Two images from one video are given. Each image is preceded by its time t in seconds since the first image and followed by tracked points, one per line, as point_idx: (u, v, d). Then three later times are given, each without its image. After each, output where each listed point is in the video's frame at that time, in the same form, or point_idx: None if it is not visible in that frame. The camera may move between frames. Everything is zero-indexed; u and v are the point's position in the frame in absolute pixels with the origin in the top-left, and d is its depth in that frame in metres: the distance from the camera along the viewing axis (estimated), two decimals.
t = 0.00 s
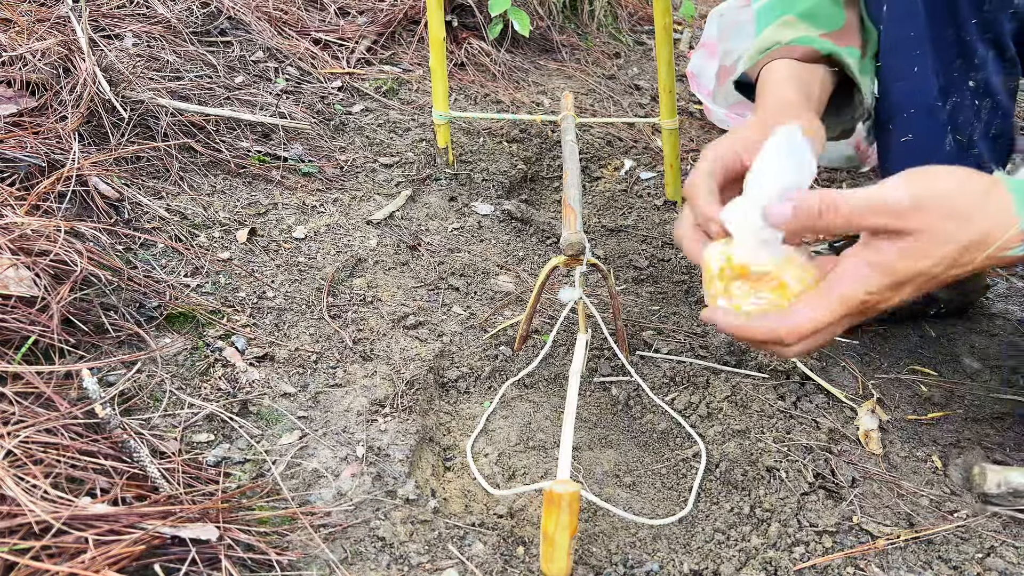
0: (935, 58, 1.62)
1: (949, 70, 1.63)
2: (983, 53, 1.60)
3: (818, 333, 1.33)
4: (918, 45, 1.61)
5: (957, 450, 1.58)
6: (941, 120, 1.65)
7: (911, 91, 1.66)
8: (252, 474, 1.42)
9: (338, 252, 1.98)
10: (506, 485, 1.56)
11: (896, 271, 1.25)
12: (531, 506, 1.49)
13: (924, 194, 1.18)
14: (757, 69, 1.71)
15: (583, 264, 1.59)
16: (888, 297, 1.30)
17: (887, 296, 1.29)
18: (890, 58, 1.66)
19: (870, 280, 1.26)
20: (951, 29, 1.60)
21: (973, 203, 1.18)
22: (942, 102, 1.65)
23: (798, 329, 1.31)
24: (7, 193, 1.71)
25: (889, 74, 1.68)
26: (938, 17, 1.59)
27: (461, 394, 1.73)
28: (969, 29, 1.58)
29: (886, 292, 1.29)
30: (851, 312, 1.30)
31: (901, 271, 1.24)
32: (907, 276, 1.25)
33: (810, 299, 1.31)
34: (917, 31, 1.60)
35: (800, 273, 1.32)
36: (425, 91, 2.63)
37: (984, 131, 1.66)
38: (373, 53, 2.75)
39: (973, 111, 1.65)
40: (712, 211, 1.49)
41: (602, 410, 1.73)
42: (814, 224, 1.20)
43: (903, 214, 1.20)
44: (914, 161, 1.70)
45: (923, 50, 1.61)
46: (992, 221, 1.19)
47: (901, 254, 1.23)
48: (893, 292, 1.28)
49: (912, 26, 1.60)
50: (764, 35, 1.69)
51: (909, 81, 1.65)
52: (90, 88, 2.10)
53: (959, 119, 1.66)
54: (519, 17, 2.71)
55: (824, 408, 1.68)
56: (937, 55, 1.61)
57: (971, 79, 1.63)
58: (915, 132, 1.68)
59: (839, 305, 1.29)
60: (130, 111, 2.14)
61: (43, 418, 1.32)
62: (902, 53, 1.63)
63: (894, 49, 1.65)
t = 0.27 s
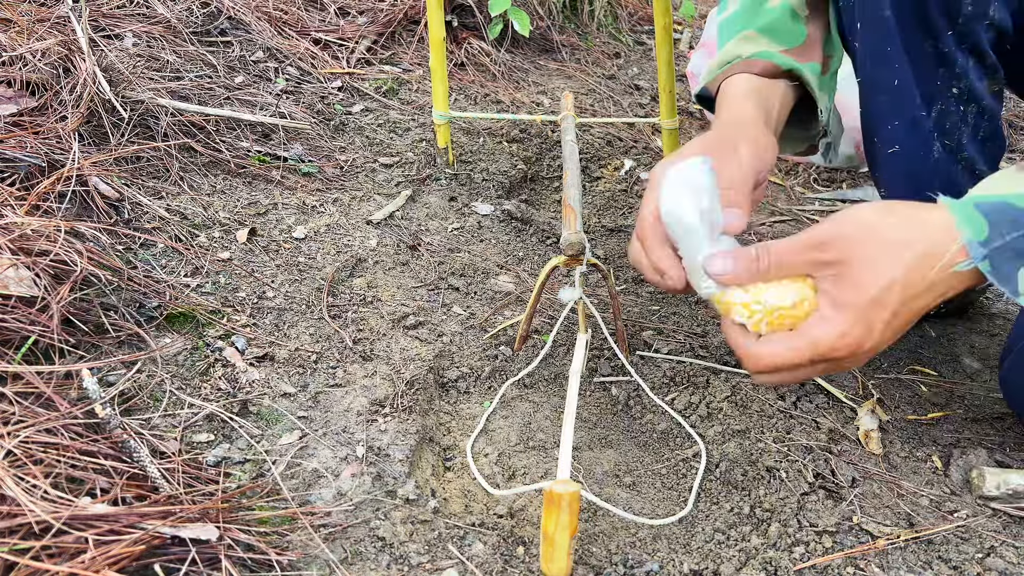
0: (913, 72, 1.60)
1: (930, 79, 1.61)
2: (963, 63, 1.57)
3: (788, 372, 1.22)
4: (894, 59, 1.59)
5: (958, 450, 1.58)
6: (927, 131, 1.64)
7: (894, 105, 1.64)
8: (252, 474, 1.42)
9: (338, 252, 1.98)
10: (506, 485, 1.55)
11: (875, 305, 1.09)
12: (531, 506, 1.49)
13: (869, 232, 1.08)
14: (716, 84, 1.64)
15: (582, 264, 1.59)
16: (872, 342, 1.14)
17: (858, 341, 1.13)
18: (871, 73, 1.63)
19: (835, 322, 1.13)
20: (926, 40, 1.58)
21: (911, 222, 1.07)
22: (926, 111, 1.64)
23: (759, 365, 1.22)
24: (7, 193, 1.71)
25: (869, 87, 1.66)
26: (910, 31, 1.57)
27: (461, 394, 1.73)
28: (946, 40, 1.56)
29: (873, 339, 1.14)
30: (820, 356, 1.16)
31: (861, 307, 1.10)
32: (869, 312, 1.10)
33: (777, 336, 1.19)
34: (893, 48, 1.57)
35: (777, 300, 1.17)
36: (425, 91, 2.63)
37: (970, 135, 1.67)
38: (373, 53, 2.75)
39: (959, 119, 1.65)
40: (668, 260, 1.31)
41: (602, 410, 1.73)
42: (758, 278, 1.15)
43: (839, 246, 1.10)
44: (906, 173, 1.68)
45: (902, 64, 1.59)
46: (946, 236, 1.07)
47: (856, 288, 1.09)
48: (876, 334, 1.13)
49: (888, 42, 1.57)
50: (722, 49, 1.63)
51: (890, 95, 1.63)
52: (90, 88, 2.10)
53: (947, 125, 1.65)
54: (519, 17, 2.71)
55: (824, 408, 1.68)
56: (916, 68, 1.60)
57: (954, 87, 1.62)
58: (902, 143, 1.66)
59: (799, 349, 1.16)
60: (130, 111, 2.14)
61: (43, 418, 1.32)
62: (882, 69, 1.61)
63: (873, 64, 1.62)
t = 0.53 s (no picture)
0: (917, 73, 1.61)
1: (935, 80, 1.62)
2: (968, 64, 1.58)
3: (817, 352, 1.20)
4: (899, 60, 1.60)
5: (958, 450, 1.58)
6: (929, 132, 1.64)
7: (899, 106, 1.65)
8: (252, 474, 1.42)
9: (338, 252, 1.98)
10: (506, 484, 1.55)
11: (899, 286, 1.08)
12: (531, 506, 1.49)
13: (888, 220, 1.07)
14: (720, 86, 1.64)
15: (582, 264, 1.59)
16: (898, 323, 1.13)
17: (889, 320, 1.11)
18: (877, 73, 1.64)
19: (862, 304, 1.10)
20: (932, 42, 1.59)
21: (925, 203, 1.08)
22: (930, 112, 1.64)
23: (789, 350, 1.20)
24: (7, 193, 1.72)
25: (876, 88, 1.67)
26: (917, 32, 1.58)
27: (461, 394, 1.73)
28: (952, 41, 1.56)
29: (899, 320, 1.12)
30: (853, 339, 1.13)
31: (886, 287, 1.08)
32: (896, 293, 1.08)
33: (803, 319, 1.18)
34: (900, 48, 1.59)
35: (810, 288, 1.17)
36: (425, 92, 2.63)
37: (974, 137, 1.66)
38: (373, 53, 2.75)
39: (963, 121, 1.64)
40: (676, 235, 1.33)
41: (602, 410, 1.73)
42: (782, 277, 1.15)
43: (854, 233, 1.09)
44: (906, 173, 1.70)
45: (907, 65, 1.60)
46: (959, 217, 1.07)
47: (881, 269, 1.08)
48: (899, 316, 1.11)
49: (894, 42, 1.58)
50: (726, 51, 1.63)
51: (896, 95, 1.65)
52: (90, 88, 2.10)
53: (949, 127, 1.64)
54: (519, 17, 2.71)
55: (824, 408, 1.68)
56: (920, 70, 1.61)
57: (958, 88, 1.61)
58: (905, 145, 1.68)
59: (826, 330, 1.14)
60: (130, 111, 2.14)
61: (43, 418, 1.32)
62: (887, 70, 1.62)
63: (879, 65, 1.63)
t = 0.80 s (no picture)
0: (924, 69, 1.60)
1: (942, 77, 1.62)
2: (976, 60, 1.58)
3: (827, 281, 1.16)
4: (907, 54, 1.59)
5: (958, 450, 1.58)
6: (935, 128, 1.63)
7: (904, 101, 1.64)
8: (252, 474, 1.42)
9: (338, 252, 1.98)
10: (506, 485, 1.55)
11: (942, 226, 1.09)
12: (531, 506, 1.49)
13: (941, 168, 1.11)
14: (727, 71, 1.65)
15: (582, 264, 1.59)
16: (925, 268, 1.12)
17: (915, 254, 1.11)
18: (883, 68, 1.63)
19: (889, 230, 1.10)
20: (939, 37, 1.59)
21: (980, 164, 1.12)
22: (936, 109, 1.63)
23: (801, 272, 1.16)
24: (7, 193, 1.72)
25: (881, 83, 1.66)
26: (926, 27, 1.58)
27: (461, 394, 1.73)
28: (960, 37, 1.57)
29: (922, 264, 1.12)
30: (876, 265, 1.12)
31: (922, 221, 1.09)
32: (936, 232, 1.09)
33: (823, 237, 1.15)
34: (908, 42, 1.58)
35: (846, 214, 1.14)
36: (425, 91, 2.62)
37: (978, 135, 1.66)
38: (373, 53, 2.75)
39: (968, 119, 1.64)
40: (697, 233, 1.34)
41: (602, 410, 1.73)
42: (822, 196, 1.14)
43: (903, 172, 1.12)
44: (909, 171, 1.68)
45: (914, 60, 1.59)
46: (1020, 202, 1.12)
47: (919, 201, 1.09)
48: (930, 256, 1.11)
49: (903, 36, 1.57)
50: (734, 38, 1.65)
51: (901, 90, 1.63)
52: (90, 88, 2.10)
53: (954, 125, 1.65)
54: (519, 17, 2.71)
55: (824, 408, 1.68)
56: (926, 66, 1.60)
57: (965, 85, 1.62)
58: (910, 141, 1.66)
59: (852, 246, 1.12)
60: (130, 111, 2.14)
61: (43, 418, 1.32)
62: (894, 64, 1.61)
63: (886, 59, 1.62)
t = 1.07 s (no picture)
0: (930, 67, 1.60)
1: (946, 76, 1.63)
2: (980, 60, 1.58)
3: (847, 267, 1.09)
4: (913, 53, 1.59)
5: (958, 450, 1.58)
6: (938, 128, 1.63)
7: (908, 100, 1.63)
8: (252, 474, 1.42)
9: (338, 252, 1.98)
10: (506, 485, 1.55)
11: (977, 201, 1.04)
12: (531, 506, 1.49)
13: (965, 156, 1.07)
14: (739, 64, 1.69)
15: (583, 264, 1.59)
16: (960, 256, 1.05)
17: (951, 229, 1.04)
18: (888, 67, 1.63)
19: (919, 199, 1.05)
20: (945, 36, 1.59)
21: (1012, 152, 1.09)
22: (940, 109, 1.64)
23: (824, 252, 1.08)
24: (7, 193, 1.72)
25: (886, 81, 1.66)
26: (932, 27, 1.58)
27: (461, 394, 1.73)
28: (966, 36, 1.56)
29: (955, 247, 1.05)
30: (910, 237, 1.04)
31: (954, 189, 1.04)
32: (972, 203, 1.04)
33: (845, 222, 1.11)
34: (913, 41, 1.58)
35: (865, 203, 1.11)
36: (425, 91, 2.62)
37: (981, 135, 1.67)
38: (373, 53, 2.75)
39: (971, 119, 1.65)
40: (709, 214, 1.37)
41: (602, 410, 1.73)
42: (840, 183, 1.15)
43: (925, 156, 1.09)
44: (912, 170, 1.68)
45: (919, 59, 1.59)
46: None
47: (951, 176, 1.05)
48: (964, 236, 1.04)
49: (908, 35, 1.58)
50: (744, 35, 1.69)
51: (906, 89, 1.63)
52: (90, 88, 2.10)
53: (957, 124, 1.66)
54: (519, 17, 2.71)
55: (824, 408, 1.68)
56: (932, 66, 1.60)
57: (968, 85, 1.62)
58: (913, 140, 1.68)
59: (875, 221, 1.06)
60: (130, 111, 2.14)
61: (43, 418, 1.31)
62: (899, 63, 1.61)
63: (892, 58, 1.62)
